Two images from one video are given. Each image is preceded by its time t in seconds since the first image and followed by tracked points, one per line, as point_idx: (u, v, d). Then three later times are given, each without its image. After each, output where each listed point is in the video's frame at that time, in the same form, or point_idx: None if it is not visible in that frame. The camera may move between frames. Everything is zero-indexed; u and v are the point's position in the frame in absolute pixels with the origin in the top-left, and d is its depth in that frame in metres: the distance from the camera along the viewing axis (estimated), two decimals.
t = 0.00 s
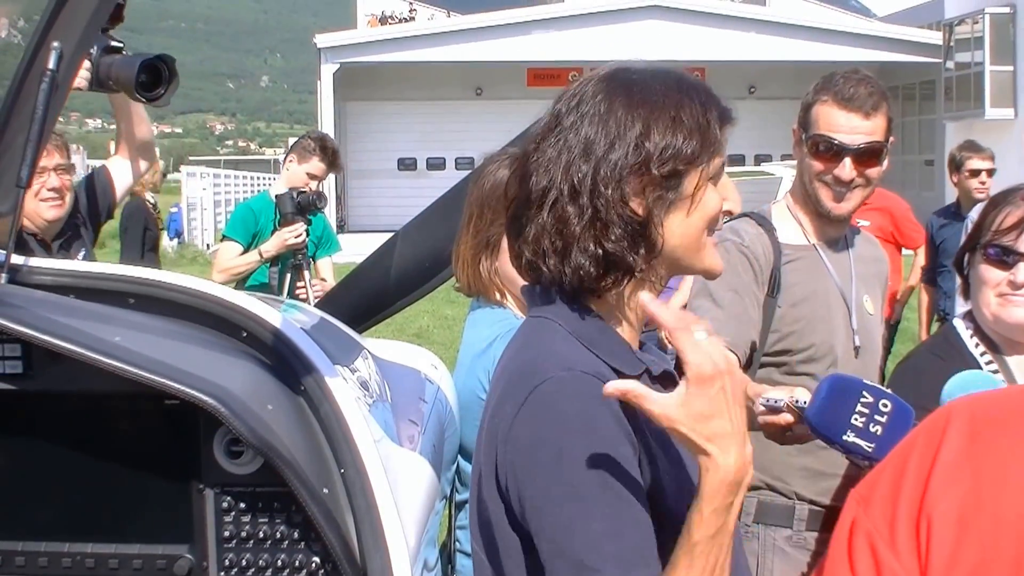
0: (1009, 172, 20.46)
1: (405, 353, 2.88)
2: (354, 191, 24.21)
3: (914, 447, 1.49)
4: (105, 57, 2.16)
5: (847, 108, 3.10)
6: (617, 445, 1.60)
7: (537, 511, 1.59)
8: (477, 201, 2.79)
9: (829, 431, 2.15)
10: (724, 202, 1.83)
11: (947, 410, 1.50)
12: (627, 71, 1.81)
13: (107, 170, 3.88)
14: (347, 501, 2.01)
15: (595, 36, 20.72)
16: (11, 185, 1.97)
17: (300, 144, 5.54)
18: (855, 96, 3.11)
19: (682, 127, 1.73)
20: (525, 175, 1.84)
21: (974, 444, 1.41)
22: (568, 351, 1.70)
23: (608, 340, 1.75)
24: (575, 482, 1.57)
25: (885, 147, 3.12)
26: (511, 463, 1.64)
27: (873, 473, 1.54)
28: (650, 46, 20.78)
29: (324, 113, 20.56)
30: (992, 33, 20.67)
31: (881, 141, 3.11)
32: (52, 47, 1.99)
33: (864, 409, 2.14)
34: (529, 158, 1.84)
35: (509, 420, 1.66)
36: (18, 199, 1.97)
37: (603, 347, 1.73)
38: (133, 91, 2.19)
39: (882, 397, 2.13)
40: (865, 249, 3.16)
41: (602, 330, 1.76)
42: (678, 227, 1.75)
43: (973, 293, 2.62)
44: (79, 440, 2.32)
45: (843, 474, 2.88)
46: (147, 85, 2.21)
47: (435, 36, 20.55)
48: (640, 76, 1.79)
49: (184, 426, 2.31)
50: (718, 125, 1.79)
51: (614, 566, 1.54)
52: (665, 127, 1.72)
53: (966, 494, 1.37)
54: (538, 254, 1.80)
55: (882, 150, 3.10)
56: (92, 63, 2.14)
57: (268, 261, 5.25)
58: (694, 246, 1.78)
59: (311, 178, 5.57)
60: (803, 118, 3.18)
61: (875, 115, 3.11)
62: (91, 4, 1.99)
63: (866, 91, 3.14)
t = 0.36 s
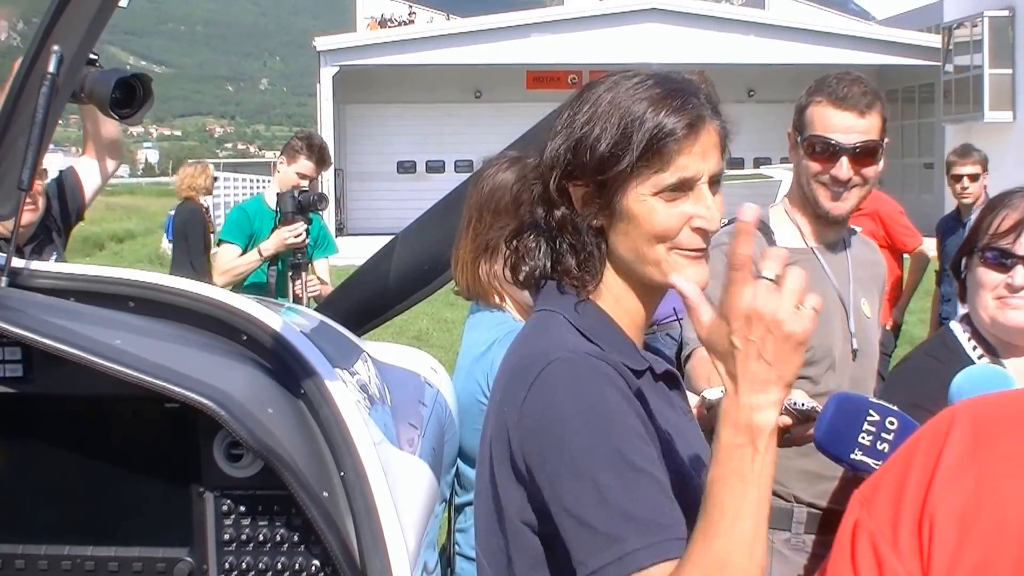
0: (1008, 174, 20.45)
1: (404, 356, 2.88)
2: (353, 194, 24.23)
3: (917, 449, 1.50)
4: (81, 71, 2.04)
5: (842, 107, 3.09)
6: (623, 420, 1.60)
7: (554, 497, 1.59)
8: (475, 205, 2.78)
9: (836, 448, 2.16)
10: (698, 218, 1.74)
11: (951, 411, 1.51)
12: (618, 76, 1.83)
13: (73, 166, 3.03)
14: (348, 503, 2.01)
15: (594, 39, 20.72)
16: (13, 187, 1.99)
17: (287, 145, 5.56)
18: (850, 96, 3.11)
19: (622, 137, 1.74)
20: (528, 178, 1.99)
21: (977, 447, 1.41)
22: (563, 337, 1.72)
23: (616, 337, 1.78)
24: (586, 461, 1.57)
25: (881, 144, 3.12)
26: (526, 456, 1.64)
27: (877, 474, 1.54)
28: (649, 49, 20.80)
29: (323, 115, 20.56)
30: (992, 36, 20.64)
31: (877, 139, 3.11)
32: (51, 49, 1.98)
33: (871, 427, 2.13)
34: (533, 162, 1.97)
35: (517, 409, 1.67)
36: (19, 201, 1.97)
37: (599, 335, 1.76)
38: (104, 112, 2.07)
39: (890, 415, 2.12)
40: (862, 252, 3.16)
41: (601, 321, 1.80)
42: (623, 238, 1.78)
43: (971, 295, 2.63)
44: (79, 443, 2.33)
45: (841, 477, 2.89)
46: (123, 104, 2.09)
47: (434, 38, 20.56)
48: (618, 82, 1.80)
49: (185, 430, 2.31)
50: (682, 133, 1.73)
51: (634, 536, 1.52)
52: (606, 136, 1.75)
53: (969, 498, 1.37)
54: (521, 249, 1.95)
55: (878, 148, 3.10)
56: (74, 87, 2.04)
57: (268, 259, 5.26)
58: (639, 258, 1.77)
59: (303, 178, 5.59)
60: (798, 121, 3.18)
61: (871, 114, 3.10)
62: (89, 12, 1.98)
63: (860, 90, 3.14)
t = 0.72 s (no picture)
0: (1007, 178, 20.44)
1: (404, 359, 2.88)
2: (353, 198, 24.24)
3: (916, 454, 1.50)
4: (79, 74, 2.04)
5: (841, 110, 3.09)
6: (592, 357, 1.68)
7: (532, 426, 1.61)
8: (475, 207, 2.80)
9: (839, 447, 2.16)
10: (690, 220, 1.73)
11: (951, 417, 1.51)
12: (613, 77, 1.83)
13: (59, 166, 2.79)
14: (347, 507, 2.01)
15: (594, 43, 20.74)
16: (12, 190, 1.97)
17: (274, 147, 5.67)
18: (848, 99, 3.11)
19: (616, 140, 1.74)
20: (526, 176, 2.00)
21: (978, 451, 1.41)
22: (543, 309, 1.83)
23: (613, 333, 1.82)
24: (545, 369, 1.65)
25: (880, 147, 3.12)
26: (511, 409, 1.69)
27: (877, 479, 1.54)
28: (649, 53, 20.82)
29: (322, 119, 20.56)
30: (991, 39, 20.67)
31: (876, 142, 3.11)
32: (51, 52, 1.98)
33: (874, 424, 2.15)
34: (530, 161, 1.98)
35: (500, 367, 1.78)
36: (20, 204, 1.95)
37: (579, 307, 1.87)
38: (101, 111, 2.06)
39: (893, 412, 2.15)
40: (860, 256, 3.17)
41: (598, 319, 1.83)
42: (617, 241, 1.79)
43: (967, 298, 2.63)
44: (80, 446, 2.33)
45: (839, 480, 2.89)
46: (121, 101, 2.07)
47: (434, 42, 20.58)
48: (611, 83, 1.80)
49: (186, 433, 2.31)
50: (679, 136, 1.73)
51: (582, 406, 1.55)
52: (598, 140, 1.75)
53: (969, 503, 1.37)
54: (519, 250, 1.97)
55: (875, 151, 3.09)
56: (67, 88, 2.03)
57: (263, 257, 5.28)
58: (633, 261, 1.78)
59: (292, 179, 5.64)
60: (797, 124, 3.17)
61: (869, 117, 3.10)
62: (88, 16, 2.01)
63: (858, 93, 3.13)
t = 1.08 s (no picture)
0: (1007, 179, 20.44)
1: (404, 362, 2.88)
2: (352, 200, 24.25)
3: (913, 456, 1.51)
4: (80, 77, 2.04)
5: (843, 113, 3.09)
6: (588, 433, 1.60)
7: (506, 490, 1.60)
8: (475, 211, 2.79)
9: (836, 450, 2.17)
10: (697, 224, 1.77)
11: (947, 418, 1.52)
12: (614, 80, 1.83)
13: (55, 167, 2.83)
14: (347, 511, 2.01)
15: (593, 44, 20.75)
16: (12, 193, 1.96)
17: (270, 151, 5.61)
18: (849, 102, 3.11)
19: (622, 143, 1.74)
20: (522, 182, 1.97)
21: (973, 452, 1.43)
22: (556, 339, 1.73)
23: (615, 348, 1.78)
24: (530, 456, 1.58)
25: (880, 149, 3.11)
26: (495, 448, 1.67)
27: (873, 482, 1.55)
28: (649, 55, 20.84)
29: (322, 121, 20.57)
30: (991, 40, 20.70)
31: (876, 146, 3.10)
32: (50, 55, 1.97)
33: (872, 426, 2.15)
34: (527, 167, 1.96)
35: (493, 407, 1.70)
36: (19, 206, 1.95)
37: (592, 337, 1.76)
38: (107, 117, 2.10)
39: (891, 415, 2.15)
40: (860, 259, 3.16)
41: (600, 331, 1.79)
42: (622, 245, 1.79)
43: (964, 302, 2.64)
44: (79, 450, 2.33)
45: (838, 483, 2.89)
46: (126, 106, 2.12)
47: (434, 44, 20.60)
48: (614, 87, 1.80)
49: (185, 437, 2.30)
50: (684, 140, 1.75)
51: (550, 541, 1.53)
52: (605, 144, 1.75)
53: (966, 504, 1.38)
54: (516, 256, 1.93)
55: (875, 152, 3.09)
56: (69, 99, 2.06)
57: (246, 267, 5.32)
58: (640, 264, 1.78)
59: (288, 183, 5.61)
60: (797, 126, 3.16)
61: (870, 120, 3.10)
62: (86, 17, 1.99)
63: (859, 97, 3.13)
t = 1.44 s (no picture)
0: (1008, 180, 20.43)
1: (404, 364, 2.87)
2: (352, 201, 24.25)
3: (908, 460, 1.55)
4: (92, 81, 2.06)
5: (844, 115, 3.08)
6: (589, 468, 1.62)
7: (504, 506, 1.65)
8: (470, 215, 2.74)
9: (832, 450, 2.17)
10: (727, 181, 1.88)
11: (943, 422, 1.55)
12: (597, 75, 1.86)
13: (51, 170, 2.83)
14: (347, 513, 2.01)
15: (593, 46, 20.74)
16: (11, 195, 1.96)
17: (271, 154, 5.64)
18: (850, 103, 3.10)
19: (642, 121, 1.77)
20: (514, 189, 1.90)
21: (968, 456, 1.46)
22: (579, 359, 1.71)
23: (624, 349, 1.79)
24: (528, 486, 1.61)
25: (881, 150, 3.11)
26: (494, 457, 1.69)
27: (870, 485, 1.58)
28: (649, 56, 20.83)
29: (322, 123, 20.57)
30: (991, 42, 20.70)
31: (878, 147, 3.10)
32: (50, 57, 1.98)
33: (868, 427, 2.15)
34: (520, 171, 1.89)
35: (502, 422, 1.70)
36: (18, 208, 1.95)
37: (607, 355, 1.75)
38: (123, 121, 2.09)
39: (887, 415, 2.14)
40: (861, 261, 3.16)
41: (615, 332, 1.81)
42: (671, 217, 1.81)
43: (963, 306, 2.64)
44: (78, 453, 2.32)
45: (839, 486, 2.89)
46: (139, 111, 2.11)
47: (434, 46, 20.60)
48: (607, 79, 1.84)
49: (184, 440, 2.30)
50: (692, 115, 1.82)
51: None
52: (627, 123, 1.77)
53: (962, 506, 1.42)
54: (529, 261, 1.83)
55: (877, 153, 3.08)
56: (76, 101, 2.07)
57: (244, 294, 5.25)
58: (690, 232, 1.83)
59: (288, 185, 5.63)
60: (799, 128, 3.15)
61: (871, 122, 3.09)
62: (86, 19, 1.99)
63: (860, 98, 3.12)
